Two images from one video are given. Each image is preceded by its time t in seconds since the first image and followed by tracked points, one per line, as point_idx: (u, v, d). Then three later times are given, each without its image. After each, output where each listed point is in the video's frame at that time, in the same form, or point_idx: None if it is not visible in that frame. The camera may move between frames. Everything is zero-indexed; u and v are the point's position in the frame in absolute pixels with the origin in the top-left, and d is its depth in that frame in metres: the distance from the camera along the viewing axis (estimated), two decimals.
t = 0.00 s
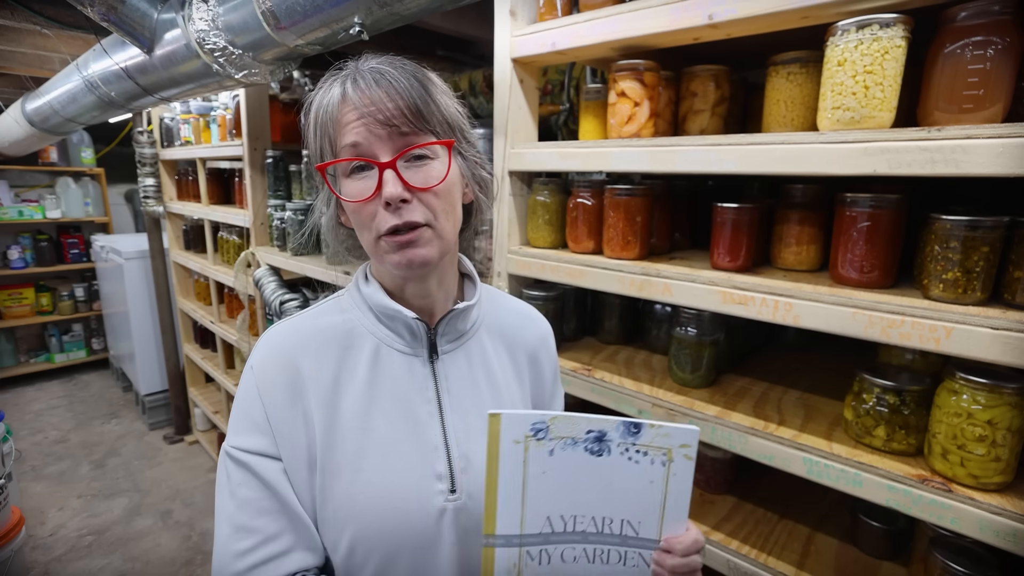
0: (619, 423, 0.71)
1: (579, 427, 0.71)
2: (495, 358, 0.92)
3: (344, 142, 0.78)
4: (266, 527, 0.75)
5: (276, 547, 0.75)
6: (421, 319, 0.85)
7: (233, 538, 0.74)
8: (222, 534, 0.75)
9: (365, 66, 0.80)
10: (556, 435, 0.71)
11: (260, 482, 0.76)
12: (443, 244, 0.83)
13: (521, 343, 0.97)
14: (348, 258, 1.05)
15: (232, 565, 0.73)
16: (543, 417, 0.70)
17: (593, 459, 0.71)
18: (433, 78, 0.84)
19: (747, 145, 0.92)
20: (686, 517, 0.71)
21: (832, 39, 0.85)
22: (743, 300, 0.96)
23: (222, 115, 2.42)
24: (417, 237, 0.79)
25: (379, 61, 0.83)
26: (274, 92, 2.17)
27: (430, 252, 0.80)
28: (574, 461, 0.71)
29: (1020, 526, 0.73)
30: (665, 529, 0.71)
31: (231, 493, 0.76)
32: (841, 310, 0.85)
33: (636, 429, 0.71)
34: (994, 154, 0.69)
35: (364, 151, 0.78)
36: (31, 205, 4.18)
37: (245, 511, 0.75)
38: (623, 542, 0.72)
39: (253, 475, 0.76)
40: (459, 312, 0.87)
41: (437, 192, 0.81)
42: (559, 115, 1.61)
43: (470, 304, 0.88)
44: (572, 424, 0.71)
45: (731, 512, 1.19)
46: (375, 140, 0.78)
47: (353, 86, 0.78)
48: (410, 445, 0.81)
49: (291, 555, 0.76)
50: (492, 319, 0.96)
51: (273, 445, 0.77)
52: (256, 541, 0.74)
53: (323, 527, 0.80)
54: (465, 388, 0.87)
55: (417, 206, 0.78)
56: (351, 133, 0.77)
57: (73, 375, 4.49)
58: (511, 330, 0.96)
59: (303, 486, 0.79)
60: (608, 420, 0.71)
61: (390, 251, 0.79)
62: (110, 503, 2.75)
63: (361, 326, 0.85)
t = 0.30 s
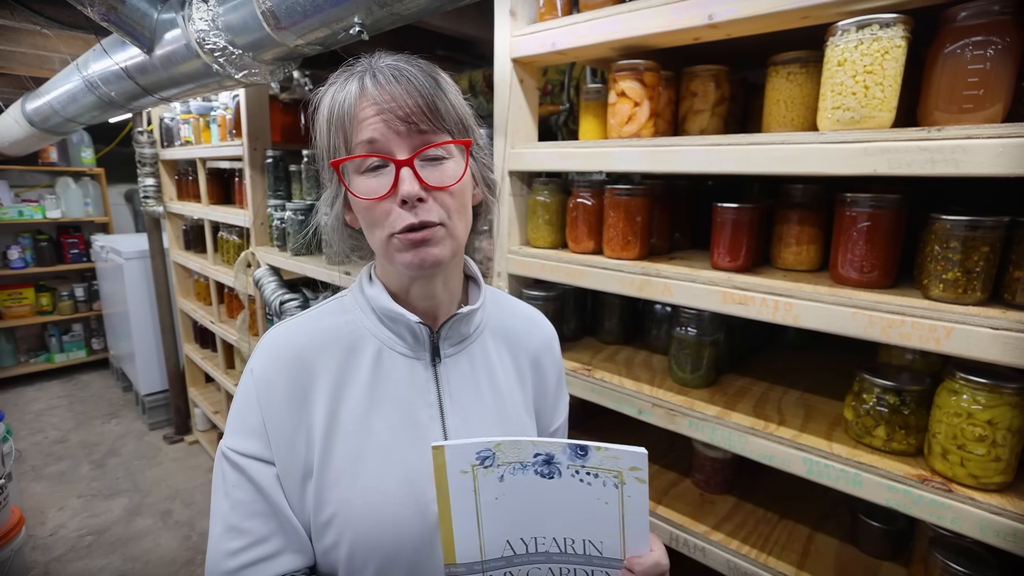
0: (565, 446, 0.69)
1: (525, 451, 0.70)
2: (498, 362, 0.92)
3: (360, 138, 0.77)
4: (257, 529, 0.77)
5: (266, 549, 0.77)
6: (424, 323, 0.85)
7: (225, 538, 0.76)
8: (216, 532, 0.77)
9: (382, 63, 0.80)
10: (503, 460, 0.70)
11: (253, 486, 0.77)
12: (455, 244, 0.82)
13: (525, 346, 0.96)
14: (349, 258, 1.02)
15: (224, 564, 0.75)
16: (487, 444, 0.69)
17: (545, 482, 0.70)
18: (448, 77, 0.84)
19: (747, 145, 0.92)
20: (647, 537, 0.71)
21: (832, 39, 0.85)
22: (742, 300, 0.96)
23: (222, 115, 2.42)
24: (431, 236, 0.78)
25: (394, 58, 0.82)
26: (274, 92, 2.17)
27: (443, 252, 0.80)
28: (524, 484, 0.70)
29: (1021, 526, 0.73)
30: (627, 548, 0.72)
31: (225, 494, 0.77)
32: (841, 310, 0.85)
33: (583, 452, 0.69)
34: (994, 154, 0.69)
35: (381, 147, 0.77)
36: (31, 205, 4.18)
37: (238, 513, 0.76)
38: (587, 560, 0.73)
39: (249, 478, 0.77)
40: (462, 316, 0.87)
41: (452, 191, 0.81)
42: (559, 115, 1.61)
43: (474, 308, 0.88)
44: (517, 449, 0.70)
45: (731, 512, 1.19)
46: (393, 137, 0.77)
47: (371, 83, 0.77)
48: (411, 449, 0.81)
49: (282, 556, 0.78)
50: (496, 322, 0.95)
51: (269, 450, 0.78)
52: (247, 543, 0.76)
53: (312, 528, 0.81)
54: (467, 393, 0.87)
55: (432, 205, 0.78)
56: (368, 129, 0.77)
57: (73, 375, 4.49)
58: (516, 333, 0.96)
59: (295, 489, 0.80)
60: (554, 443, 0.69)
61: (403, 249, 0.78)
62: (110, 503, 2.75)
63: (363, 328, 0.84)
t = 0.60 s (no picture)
0: (527, 469, 0.64)
1: (489, 475, 0.65)
2: (503, 366, 0.92)
3: (373, 132, 0.77)
4: (259, 534, 0.77)
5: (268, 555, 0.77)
6: (430, 328, 0.85)
7: (228, 542, 0.76)
8: (220, 537, 0.77)
9: (395, 58, 0.80)
10: (469, 486, 0.65)
11: (254, 492, 0.77)
12: (466, 243, 0.82)
13: (530, 349, 0.96)
14: (352, 259, 1.02)
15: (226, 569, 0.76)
16: (452, 472, 0.64)
17: (511, 505, 0.65)
18: (461, 75, 0.84)
19: (747, 145, 0.91)
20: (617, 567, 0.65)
21: (833, 39, 0.85)
22: (743, 300, 0.96)
23: (222, 114, 2.42)
24: (444, 234, 0.78)
25: (407, 54, 0.82)
26: (273, 92, 2.17)
27: (455, 251, 0.79)
28: (492, 509, 0.66)
29: (1021, 526, 0.73)
30: None
31: (227, 499, 0.77)
32: (841, 310, 0.85)
33: (545, 477, 0.64)
34: (994, 154, 0.69)
35: (393, 142, 0.77)
36: (30, 205, 4.18)
37: (240, 518, 0.77)
38: None
39: (250, 484, 0.77)
40: (469, 321, 0.87)
41: (464, 188, 0.81)
42: (559, 115, 1.61)
43: (480, 313, 0.88)
44: (482, 474, 0.64)
45: (732, 513, 1.19)
46: (406, 132, 0.77)
47: (386, 76, 0.77)
48: (414, 455, 0.80)
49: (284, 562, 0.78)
50: (501, 325, 0.95)
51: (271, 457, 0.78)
52: (249, 549, 0.76)
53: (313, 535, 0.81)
54: (472, 398, 0.87)
55: (445, 202, 0.78)
56: (381, 123, 0.76)
57: (73, 375, 4.49)
58: (521, 335, 0.96)
59: (297, 497, 0.79)
60: (516, 466, 0.64)
61: (414, 248, 0.77)
62: (110, 503, 2.75)
63: (367, 331, 0.84)
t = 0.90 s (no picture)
0: (444, 528, 0.66)
1: (413, 546, 0.66)
2: (507, 372, 0.92)
3: (390, 132, 0.76)
4: (264, 549, 0.77)
5: (276, 567, 0.78)
6: (437, 336, 0.84)
7: (233, 558, 0.76)
8: (224, 551, 0.77)
9: (413, 56, 0.80)
10: (398, 560, 0.67)
11: (257, 506, 0.76)
12: (481, 248, 0.82)
13: (532, 354, 0.97)
14: (356, 265, 1.01)
15: None
16: (375, 552, 0.66)
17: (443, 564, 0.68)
18: (476, 77, 0.85)
19: (747, 145, 0.92)
20: None
21: (833, 39, 0.85)
22: (743, 300, 0.96)
23: (222, 114, 2.42)
24: (462, 239, 0.78)
25: (423, 52, 0.82)
26: (274, 92, 2.17)
27: (472, 257, 0.80)
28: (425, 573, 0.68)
29: (1021, 526, 0.73)
30: None
31: (230, 514, 0.77)
32: (841, 310, 0.85)
33: (462, 531, 0.66)
34: (994, 154, 0.69)
35: (411, 143, 0.76)
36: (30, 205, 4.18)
37: (244, 534, 0.76)
38: None
39: (253, 498, 0.76)
40: (476, 331, 0.87)
41: (482, 193, 0.81)
42: (559, 115, 1.61)
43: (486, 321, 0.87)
44: (405, 546, 0.66)
45: (731, 513, 1.19)
46: (425, 133, 0.76)
47: (405, 75, 0.77)
48: (420, 463, 0.81)
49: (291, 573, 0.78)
50: (504, 329, 0.95)
51: (276, 469, 0.77)
52: (256, 562, 0.77)
53: (317, 542, 0.81)
54: (476, 406, 0.87)
55: (463, 207, 0.78)
56: (399, 124, 0.75)
57: (73, 375, 4.49)
58: (523, 339, 0.97)
59: (302, 507, 0.80)
60: (433, 530, 0.66)
61: (432, 254, 0.77)
62: (110, 503, 2.75)
63: (371, 338, 0.84)
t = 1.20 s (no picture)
0: (386, 547, 0.67)
1: (364, 563, 0.69)
2: (503, 371, 0.92)
3: (389, 133, 0.76)
4: (260, 550, 0.77)
5: (271, 567, 0.78)
6: (432, 336, 0.84)
7: (228, 559, 0.76)
8: (219, 552, 0.77)
9: (413, 55, 0.79)
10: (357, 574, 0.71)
11: (252, 507, 0.76)
12: (480, 249, 0.82)
13: (529, 352, 0.97)
14: (354, 264, 1.01)
15: None
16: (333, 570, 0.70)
17: None
18: (477, 76, 0.85)
19: (747, 145, 0.91)
20: None
21: (833, 39, 0.85)
22: (743, 300, 0.96)
23: (222, 114, 2.41)
24: (461, 240, 0.78)
25: (423, 51, 0.82)
26: (274, 92, 2.17)
27: (470, 258, 0.80)
28: None
29: (1021, 526, 0.73)
30: None
31: (224, 515, 0.77)
32: (841, 310, 0.85)
33: (401, 547, 0.67)
34: (994, 154, 0.69)
35: (411, 143, 0.76)
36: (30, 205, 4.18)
37: (240, 535, 0.76)
38: None
39: (248, 500, 0.76)
40: (471, 330, 0.87)
41: (482, 194, 0.81)
42: (559, 115, 1.61)
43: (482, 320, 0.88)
44: (358, 564, 0.69)
45: (731, 513, 1.19)
46: (424, 133, 0.76)
47: (405, 75, 0.77)
48: (416, 463, 0.81)
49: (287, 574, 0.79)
50: (500, 327, 0.96)
51: (271, 470, 0.77)
52: (252, 563, 0.77)
53: (313, 542, 0.81)
54: (471, 406, 0.87)
55: (463, 208, 0.78)
56: (399, 124, 0.75)
57: (73, 375, 4.49)
58: (519, 338, 0.97)
59: (297, 508, 0.80)
60: (375, 549, 0.68)
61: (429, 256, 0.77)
62: (110, 503, 2.75)
63: (367, 337, 0.84)
